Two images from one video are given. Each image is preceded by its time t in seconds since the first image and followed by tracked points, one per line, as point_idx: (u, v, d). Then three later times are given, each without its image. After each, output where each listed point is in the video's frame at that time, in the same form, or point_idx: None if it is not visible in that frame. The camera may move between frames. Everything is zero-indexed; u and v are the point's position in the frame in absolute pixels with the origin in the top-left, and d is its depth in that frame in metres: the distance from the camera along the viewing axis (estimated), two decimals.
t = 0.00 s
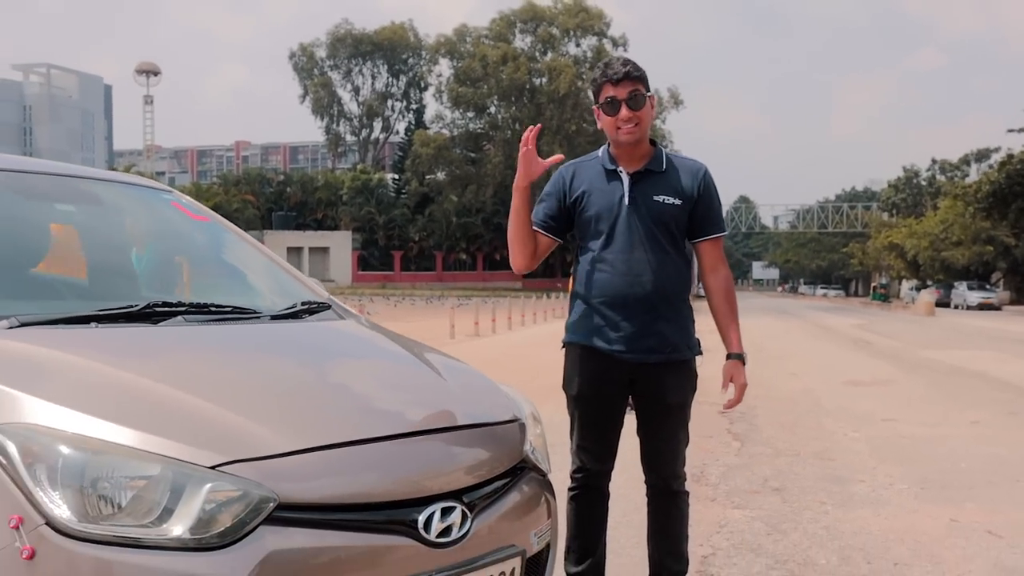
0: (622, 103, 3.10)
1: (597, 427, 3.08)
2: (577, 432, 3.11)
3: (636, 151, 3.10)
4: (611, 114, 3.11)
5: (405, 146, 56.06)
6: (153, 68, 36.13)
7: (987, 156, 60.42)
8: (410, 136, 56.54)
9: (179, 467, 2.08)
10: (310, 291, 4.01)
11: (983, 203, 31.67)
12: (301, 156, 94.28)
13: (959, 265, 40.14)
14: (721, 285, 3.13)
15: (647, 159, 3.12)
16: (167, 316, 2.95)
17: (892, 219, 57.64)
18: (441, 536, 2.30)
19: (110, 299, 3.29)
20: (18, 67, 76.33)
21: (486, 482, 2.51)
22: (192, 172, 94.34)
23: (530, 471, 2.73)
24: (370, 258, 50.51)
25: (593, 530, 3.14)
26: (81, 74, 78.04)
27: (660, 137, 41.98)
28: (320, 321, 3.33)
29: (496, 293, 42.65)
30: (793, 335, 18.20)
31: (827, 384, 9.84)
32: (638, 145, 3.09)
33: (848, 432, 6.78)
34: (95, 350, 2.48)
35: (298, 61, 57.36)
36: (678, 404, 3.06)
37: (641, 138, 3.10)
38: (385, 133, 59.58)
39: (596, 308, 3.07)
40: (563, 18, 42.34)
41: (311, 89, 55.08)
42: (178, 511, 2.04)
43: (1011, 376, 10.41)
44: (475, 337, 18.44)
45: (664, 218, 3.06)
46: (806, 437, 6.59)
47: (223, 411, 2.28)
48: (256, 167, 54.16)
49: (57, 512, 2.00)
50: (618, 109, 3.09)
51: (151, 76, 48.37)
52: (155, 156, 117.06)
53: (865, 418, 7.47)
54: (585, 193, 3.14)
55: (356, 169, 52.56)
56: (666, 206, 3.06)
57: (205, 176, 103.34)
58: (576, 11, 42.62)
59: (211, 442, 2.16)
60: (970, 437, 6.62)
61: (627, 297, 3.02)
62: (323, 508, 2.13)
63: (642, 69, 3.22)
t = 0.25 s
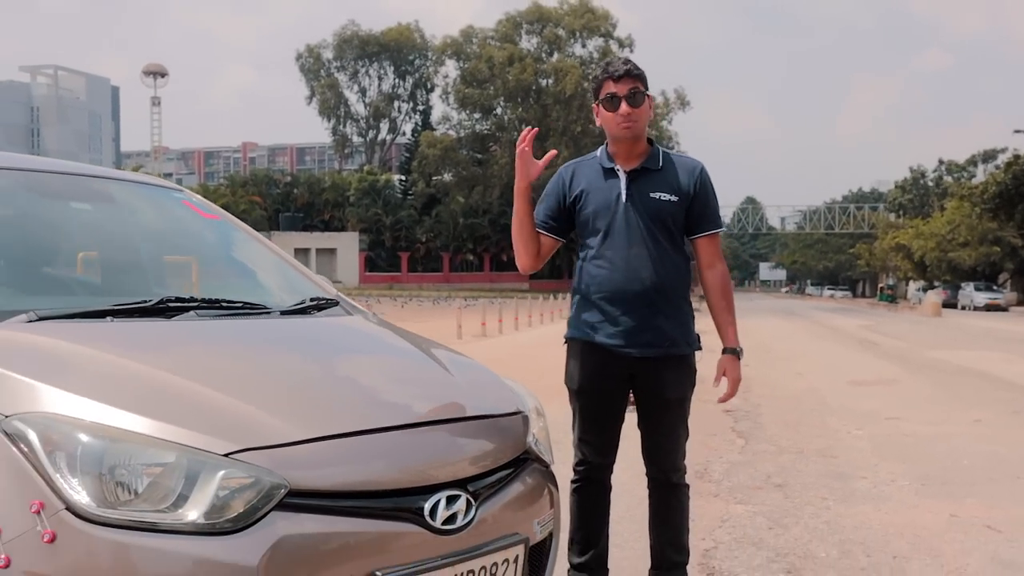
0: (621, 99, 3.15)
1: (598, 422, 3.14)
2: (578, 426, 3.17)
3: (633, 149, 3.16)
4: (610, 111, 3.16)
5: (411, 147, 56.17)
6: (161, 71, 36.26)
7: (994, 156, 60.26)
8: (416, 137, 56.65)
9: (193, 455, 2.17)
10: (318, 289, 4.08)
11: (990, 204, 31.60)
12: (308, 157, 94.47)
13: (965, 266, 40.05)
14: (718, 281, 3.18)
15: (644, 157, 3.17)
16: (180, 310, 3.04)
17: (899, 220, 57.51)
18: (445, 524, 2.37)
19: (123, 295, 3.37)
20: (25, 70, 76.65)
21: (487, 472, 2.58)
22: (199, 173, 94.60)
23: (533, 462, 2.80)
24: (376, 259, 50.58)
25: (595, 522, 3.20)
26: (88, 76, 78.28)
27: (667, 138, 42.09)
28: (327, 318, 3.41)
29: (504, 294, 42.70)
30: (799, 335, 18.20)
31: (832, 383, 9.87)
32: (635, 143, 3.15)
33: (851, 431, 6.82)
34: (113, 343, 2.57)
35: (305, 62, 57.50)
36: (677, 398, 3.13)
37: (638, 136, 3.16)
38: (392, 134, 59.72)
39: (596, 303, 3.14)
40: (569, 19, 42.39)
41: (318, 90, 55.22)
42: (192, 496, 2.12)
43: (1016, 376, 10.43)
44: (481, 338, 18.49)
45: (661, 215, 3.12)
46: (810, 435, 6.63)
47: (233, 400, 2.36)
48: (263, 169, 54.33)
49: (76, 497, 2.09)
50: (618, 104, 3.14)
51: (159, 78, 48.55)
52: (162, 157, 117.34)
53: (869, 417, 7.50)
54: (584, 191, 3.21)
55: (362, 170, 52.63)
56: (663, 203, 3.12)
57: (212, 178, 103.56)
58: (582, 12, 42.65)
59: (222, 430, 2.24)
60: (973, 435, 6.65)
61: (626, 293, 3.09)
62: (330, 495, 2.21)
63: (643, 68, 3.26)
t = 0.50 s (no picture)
0: (610, 113, 3.22)
1: (603, 416, 3.21)
2: (583, 421, 3.24)
3: (635, 153, 3.22)
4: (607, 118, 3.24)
5: (421, 147, 56.29)
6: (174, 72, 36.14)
7: (1005, 156, 60.03)
8: (425, 137, 56.77)
9: (212, 447, 2.25)
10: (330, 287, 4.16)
11: (1000, 203, 31.51)
12: (318, 157, 94.72)
13: (976, 266, 39.92)
14: (720, 282, 3.24)
15: (648, 159, 3.23)
16: (198, 308, 3.13)
17: (909, 220, 57.36)
18: (455, 514, 2.45)
19: (138, 293, 3.46)
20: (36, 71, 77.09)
21: (496, 465, 2.64)
22: (209, 173, 94.91)
23: (539, 456, 2.86)
24: (386, 259, 50.69)
25: (600, 515, 3.27)
26: (99, 77, 78.56)
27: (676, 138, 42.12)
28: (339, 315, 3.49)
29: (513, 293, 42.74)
30: (808, 335, 18.21)
31: (840, 382, 9.90)
32: (635, 147, 3.21)
33: (858, 429, 6.86)
34: (135, 338, 2.66)
35: (314, 63, 57.68)
36: (679, 395, 3.19)
37: (637, 141, 3.21)
38: (401, 134, 59.86)
39: (600, 301, 3.20)
40: (578, 20, 42.44)
41: (327, 90, 55.37)
42: (211, 487, 2.21)
43: None
44: (491, 337, 18.55)
45: (665, 216, 3.18)
46: (817, 433, 6.68)
47: (249, 394, 2.44)
48: (273, 169, 54.54)
49: (98, 487, 2.18)
50: (609, 115, 3.22)
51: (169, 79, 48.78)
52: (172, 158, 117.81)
53: (876, 416, 7.54)
54: (589, 193, 3.28)
55: (372, 170, 52.73)
56: (667, 205, 3.18)
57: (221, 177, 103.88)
58: (590, 12, 42.69)
59: (239, 424, 2.32)
60: (979, 434, 6.68)
61: (629, 292, 3.15)
62: (344, 486, 2.29)
63: (645, 74, 3.32)
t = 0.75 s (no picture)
0: (612, 118, 3.29)
1: (611, 411, 3.29)
2: (592, 416, 3.31)
3: (640, 155, 3.28)
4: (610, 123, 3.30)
5: (432, 147, 56.46)
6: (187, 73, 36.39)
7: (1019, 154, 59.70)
8: (437, 137, 56.92)
9: (233, 439, 2.34)
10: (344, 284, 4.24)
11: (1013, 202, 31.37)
12: (330, 157, 94.99)
13: (989, 265, 39.77)
14: (726, 281, 3.30)
15: (654, 162, 3.29)
16: (217, 305, 3.22)
17: (921, 218, 57.11)
18: (467, 505, 2.54)
19: (157, 292, 3.54)
20: (51, 71, 77.65)
21: (507, 458, 2.72)
22: (221, 172, 95.35)
23: (549, 450, 2.94)
24: (398, 258, 50.84)
25: (610, 509, 3.34)
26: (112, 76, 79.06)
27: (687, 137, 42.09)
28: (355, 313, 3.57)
29: (525, 292, 42.83)
30: (819, 333, 18.22)
31: (850, 381, 9.94)
32: (638, 151, 3.27)
33: (867, 427, 6.91)
34: (158, 334, 2.75)
35: (326, 63, 57.92)
36: (686, 392, 3.26)
37: (640, 145, 3.28)
38: (413, 133, 60.04)
39: (609, 300, 3.28)
40: (589, 19, 42.49)
41: (339, 90, 55.58)
42: (233, 477, 2.30)
43: None
44: (502, 336, 18.62)
45: (671, 217, 3.24)
46: (826, 430, 6.73)
47: (267, 388, 2.53)
48: (285, 168, 54.79)
49: (125, 477, 2.28)
50: (611, 122, 3.29)
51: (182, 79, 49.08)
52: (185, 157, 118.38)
53: (885, 414, 7.58)
54: (596, 195, 3.35)
55: (384, 169, 52.87)
56: (672, 206, 3.24)
57: (234, 177, 104.35)
58: (601, 11, 42.73)
59: (259, 416, 2.41)
60: (987, 432, 6.72)
61: (637, 291, 3.22)
62: (359, 478, 2.38)
63: (647, 78, 3.38)
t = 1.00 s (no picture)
0: (624, 114, 3.33)
1: (622, 405, 3.35)
2: (602, 410, 3.38)
3: (649, 154, 3.33)
4: (620, 121, 3.34)
5: (445, 146, 56.58)
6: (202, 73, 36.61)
7: None
8: (450, 136, 57.04)
9: (254, 429, 2.42)
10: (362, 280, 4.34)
11: None
12: (342, 156, 95.22)
13: (1003, 264, 39.57)
14: (735, 276, 3.35)
15: (662, 159, 3.34)
16: (236, 301, 3.31)
17: (935, 217, 56.83)
18: (480, 494, 2.61)
19: (177, 288, 3.62)
20: (65, 70, 78.16)
21: (519, 449, 2.79)
22: (235, 172, 95.77)
23: (560, 442, 3.00)
24: (411, 257, 50.98)
25: (620, 501, 3.40)
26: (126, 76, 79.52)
27: (700, 136, 42.05)
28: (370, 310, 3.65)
29: (537, 291, 42.89)
30: (831, 332, 18.21)
31: (862, 378, 9.97)
32: (647, 147, 3.32)
33: (877, 423, 6.95)
34: (180, 328, 2.84)
35: (340, 62, 58.11)
36: (695, 386, 3.32)
37: (650, 142, 3.32)
38: (426, 132, 60.18)
39: (619, 297, 3.34)
40: (601, 17, 42.51)
41: (352, 90, 55.77)
42: (254, 466, 2.37)
43: None
44: (514, 334, 18.69)
45: (679, 215, 3.30)
46: (836, 427, 6.78)
47: (285, 379, 2.61)
48: (298, 167, 55.01)
49: (152, 465, 2.36)
50: (624, 117, 3.33)
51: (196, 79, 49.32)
52: (199, 157, 118.91)
53: (896, 411, 7.62)
54: (606, 194, 3.41)
55: (396, 168, 52.98)
56: (680, 203, 3.30)
57: (247, 176, 104.75)
58: (613, 10, 42.74)
59: (278, 406, 2.48)
60: (998, 429, 6.74)
61: (646, 287, 3.28)
62: (376, 467, 2.45)
63: (653, 77, 3.43)
